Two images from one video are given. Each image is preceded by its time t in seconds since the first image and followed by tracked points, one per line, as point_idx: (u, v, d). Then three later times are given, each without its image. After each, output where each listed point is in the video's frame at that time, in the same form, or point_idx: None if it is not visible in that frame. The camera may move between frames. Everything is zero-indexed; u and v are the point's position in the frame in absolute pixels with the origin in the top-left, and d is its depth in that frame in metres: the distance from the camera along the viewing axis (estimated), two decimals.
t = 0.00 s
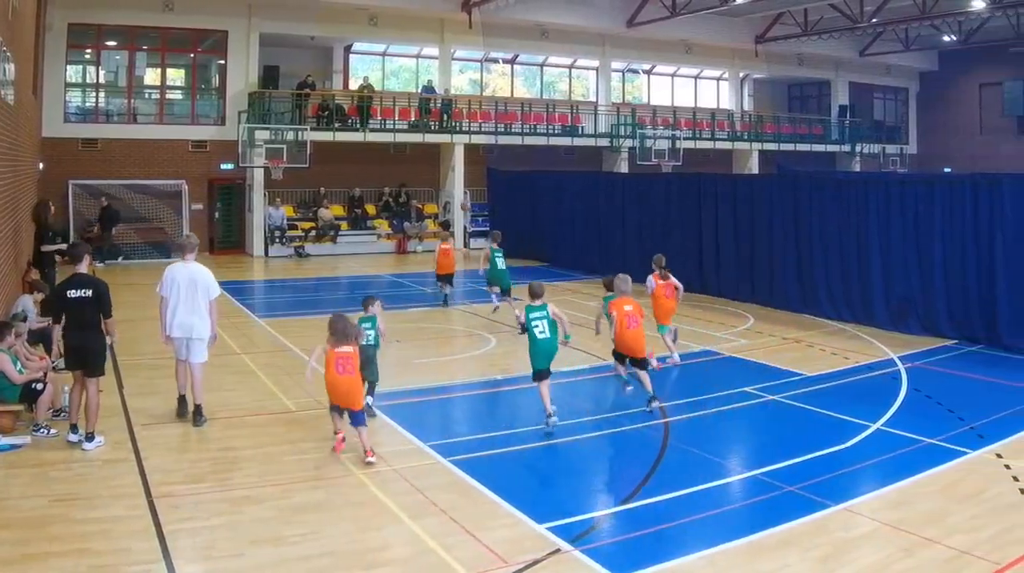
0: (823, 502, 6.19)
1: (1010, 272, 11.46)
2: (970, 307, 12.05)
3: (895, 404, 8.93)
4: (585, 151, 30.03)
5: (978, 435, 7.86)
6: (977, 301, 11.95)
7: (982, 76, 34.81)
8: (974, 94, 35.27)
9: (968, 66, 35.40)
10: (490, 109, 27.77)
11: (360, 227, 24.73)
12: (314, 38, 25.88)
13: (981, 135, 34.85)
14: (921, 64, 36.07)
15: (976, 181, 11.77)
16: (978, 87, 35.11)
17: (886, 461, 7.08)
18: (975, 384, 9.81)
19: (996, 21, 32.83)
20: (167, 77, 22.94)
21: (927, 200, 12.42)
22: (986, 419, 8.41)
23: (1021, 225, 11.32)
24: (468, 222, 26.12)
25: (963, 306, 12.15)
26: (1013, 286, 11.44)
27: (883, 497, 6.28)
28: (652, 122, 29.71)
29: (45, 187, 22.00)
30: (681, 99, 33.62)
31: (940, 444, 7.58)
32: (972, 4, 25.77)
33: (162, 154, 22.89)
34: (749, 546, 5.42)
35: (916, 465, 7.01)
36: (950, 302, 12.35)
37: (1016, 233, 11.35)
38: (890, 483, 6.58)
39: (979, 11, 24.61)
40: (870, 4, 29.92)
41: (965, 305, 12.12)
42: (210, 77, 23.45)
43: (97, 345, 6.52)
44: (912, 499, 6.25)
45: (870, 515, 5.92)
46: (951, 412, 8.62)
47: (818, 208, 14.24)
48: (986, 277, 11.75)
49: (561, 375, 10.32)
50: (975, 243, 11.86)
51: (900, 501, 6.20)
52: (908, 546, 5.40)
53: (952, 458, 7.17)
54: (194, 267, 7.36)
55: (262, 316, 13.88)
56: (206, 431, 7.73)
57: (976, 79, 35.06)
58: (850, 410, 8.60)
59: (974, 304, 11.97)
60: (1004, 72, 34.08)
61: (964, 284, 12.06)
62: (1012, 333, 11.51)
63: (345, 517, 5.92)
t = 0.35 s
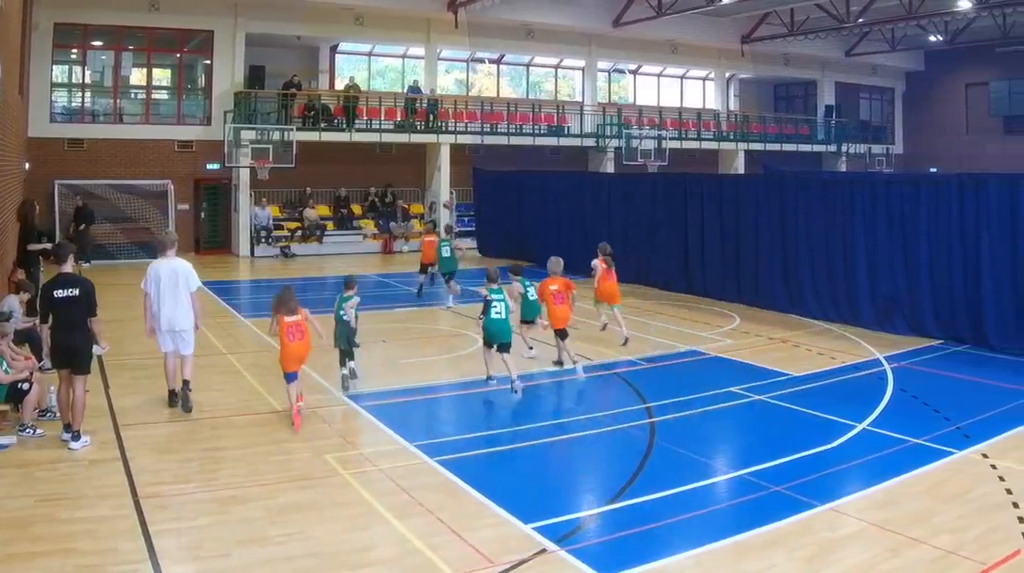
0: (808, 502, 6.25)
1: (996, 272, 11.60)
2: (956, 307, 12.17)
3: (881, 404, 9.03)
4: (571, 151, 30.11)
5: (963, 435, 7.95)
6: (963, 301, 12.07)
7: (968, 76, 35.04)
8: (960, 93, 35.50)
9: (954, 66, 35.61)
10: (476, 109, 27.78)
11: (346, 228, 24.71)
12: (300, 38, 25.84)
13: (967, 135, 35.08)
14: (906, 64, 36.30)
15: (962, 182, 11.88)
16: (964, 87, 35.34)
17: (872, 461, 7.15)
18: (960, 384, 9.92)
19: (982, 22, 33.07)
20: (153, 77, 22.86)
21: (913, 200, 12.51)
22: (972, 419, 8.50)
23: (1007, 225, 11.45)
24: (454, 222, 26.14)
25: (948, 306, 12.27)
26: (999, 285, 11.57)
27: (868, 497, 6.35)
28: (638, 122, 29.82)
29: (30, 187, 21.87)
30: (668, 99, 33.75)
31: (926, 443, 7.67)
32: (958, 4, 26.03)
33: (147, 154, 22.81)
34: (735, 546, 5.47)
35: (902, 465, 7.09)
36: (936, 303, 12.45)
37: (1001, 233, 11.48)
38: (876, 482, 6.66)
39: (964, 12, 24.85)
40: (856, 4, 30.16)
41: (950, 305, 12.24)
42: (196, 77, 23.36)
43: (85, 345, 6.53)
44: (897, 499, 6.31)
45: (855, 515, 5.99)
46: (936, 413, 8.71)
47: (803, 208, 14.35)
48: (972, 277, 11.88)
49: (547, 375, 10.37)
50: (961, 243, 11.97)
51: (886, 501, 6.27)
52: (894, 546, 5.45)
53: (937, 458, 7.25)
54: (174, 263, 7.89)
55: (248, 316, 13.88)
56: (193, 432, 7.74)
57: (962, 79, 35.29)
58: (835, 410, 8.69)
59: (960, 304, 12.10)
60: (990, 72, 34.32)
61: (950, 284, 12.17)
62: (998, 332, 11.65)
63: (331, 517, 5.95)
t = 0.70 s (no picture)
0: (794, 501, 6.31)
1: (981, 271, 11.64)
2: (941, 307, 12.23)
3: (867, 405, 9.11)
4: (558, 151, 30.17)
5: (948, 435, 8.03)
6: (949, 301, 12.15)
7: (954, 76, 35.16)
8: (946, 94, 35.62)
9: (940, 66, 35.76)
10: (463, 109, 27.80)
11: (332, 228, 24.68)
12: (286, 38, 25.79)
13: (953, 135, 35.18)
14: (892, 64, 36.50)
15: (947, 181, 11.94)
16: (950, 87, 35.46)
17: (857, 461, 7.23)
18: (945, 384, 10.02)
19: (967, 22, 33.27)
20: (139, 77, 22.78)
21: (899, 199, 12.58)
22: (958, 419, 8.58)
23: (992, 225, 11.49)
24: (440, 222, 26.14)
25: (934, 306, 12.33)
26: (984, 285, 11.61)
27: (854, 497, 6.41)
28: (624, 122, 29.93)
29: (15, 186, 21.73)
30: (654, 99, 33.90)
31: (911, 444, 7.75)
32: (944, 4, 26.27)
33: (133, 154, 22.73)
34: (721, 546, 5.52)
35: (887, 465, 7.16)
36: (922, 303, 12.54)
37: (986, 233, 11.52)
38: (862, 482, 6.72)
39: (950, 12, 25.08)
40: (842, 4, 30.39)
41: (936, 305, 12.30)
42: (182, 77, 23.29)
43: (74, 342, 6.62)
44: (883, 499, 6.37)
45: (841, 515, 6.04)
46: (923, 413, 8.80)
47: (789, 207, 14.44)
48: (958, 276, 11.92)
49: (533, 375, 10.42)
50: (947, 242, 12.04)
51: (871, 501, 6.32)
52: (880, 546, 5.50)
53: (922, 458, 7.32)
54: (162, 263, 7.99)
55: (234, 316, 13.88)
56: (179, 431, 7.75)
57: (948, 79, 35.42)
58: (820, 410, 8.77)
59: (946, 303, 12.15)
60: (976, 72, 34.44)
61: (935, 283, 12.23)
62: (984, 331, 11.70)
63: (317, 517, 5.96)
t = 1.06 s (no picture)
0: (782, 502, 6.37)
1: (969, 272, 11.76)
2: (929, 307, 12.35)
3: (855, 405, 9.20)
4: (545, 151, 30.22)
5: (934, 435, 8.12)
6: (936, 301, 12.25)
7: (941, 76, 35.23)
8: (934, 94, 35.67)
9: (926, 66, 35.94)
10: (450, 109, 27.83)
11: (320, 228, 24.64)
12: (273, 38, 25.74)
13: (941, 135, 35.20)
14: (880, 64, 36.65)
15: (935, 181, 12.06)
16: (937, 87, 35.53)
17: (844, 462, 7.30)
18: (931, 384, 10.12)
19: (955, 22, 33.42)
20: (126, 77, 22.71)
21: (888, 199, 12.69)
22: (945, 420, 8.68)
23: (979, 226, 11.61)
24: (427, 222, 26.12)
25: (922, 306, 12.44)
26: (972, 286, 11.73)
27: (841, 497, 6.48)
28: (612, 122, 30.02)
29: (2, 186, 21.62)
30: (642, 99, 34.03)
31: (900, 444, 7.83)
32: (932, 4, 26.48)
33: (121, 155, 22.67)
34: (708, 546, 5.57)
35: (874, 465, 7.24)
36: (909, 303, 12.63)
37: (974, 233, 11.64)
38: (850, 482, 6.79)
39: (938, 11, 25.30)
40: (830, 4, 30.58)
41: (924, 305, 12.42)
42: (169, 77, 23.19)
43: (77, 343, 6.73)
44: (870, 499, 6.44)
45: (828, 515, 6.11)
46: (910, 413, 8.89)
47: (776, 208, 14.53)
48: (946, 277, 12.04)
49: (520, 375, 10.47)
50: (935, 243, 12.13)
51: (859, 501, 6.39)
52: (868, 546, 5.55)
53: (910, 458, 7.40)
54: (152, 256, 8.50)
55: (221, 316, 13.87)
56: (166, 431, 7.75)
57: (935, 79, 35.49)
58: (807, 410, 8.86)
59: (933, 304, 12.26)
60: (964, 72, 34.51)
61: (923, 284, 12.35)
62: (971, 332, 11.80)
63: (304, 517, 5.99)
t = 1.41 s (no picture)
0: (769, 502, 6.44)
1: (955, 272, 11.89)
2: (915, 307, 12.45)
3: (841, 405, 9.30)
4: (531, 152, 30.29)
5: (919, 435, 8.22)
6: (922, 301, 12.36)
7: (928, 76, 35.33)
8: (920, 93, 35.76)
9: (910, 67, 36.21)
10: (436, 109, 27.85)
11: (305, 228, 24.49)
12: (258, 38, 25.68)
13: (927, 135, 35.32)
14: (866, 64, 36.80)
15: (920, 181, 12.19)
16: (924, 86, 35.63)
17: (830, 462, 7.38)
18: (915, 383, 10.24)
19: (941, 22, 33.58)
20: (112, 77, 22.57)
21: (874, 200, 12.81)
22: (930, 420, 8.78)
23: (965, 225, 11.74)
24: (413, 222, 26.10)
25: (908, 306, 12.55)
26: (958, 286, 11.85)
27: (827, 496, 6.55)
28: (598, 122, 30.09)
29: None
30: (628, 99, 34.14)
31: (886, 444, 7.92)
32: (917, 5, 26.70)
33: (107, 155, 22.52)
34: (694, 546, 5.63)
35: (860, 465, 7.32)
36: (896, 303, 12.73)
37: (959, 233, 11.77)
38: (836, 482, 6.87)
39: (924, 12, 25.51)
40: (816, 4, 30.75)
41: (910, 306, 12.53)
42: (155, 77, 23.10)
43: (78, 343, 6.80)
44: (856, 499, 6.51)
45: (814, 515, 6.17)
46: (896, 413, 8.98)
47: (762, 208, 14.62)
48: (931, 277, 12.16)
49: (507, 375, 10.52)
50: (921, 244, 12.25)
51: (845, 501, 6.46)
52: (854, 546, 5.62)
53: (896, 458, 7.49)
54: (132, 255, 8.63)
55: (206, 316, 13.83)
56: (151, 431, 7.75)
57: (922, 79, 35.59)
58: (793, 410, 8.95)
59: (919, 304, 12.38)
60: (950, 72, 34.64)
61: (910, 284, 12.45)
62: (957, 332, 11.92)
63: (291, 517, 6.01)
